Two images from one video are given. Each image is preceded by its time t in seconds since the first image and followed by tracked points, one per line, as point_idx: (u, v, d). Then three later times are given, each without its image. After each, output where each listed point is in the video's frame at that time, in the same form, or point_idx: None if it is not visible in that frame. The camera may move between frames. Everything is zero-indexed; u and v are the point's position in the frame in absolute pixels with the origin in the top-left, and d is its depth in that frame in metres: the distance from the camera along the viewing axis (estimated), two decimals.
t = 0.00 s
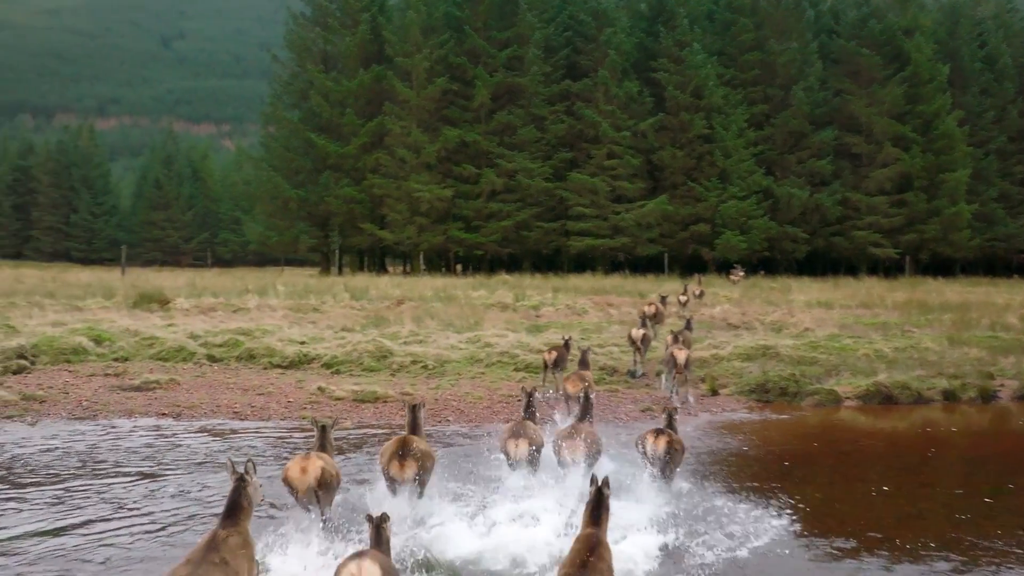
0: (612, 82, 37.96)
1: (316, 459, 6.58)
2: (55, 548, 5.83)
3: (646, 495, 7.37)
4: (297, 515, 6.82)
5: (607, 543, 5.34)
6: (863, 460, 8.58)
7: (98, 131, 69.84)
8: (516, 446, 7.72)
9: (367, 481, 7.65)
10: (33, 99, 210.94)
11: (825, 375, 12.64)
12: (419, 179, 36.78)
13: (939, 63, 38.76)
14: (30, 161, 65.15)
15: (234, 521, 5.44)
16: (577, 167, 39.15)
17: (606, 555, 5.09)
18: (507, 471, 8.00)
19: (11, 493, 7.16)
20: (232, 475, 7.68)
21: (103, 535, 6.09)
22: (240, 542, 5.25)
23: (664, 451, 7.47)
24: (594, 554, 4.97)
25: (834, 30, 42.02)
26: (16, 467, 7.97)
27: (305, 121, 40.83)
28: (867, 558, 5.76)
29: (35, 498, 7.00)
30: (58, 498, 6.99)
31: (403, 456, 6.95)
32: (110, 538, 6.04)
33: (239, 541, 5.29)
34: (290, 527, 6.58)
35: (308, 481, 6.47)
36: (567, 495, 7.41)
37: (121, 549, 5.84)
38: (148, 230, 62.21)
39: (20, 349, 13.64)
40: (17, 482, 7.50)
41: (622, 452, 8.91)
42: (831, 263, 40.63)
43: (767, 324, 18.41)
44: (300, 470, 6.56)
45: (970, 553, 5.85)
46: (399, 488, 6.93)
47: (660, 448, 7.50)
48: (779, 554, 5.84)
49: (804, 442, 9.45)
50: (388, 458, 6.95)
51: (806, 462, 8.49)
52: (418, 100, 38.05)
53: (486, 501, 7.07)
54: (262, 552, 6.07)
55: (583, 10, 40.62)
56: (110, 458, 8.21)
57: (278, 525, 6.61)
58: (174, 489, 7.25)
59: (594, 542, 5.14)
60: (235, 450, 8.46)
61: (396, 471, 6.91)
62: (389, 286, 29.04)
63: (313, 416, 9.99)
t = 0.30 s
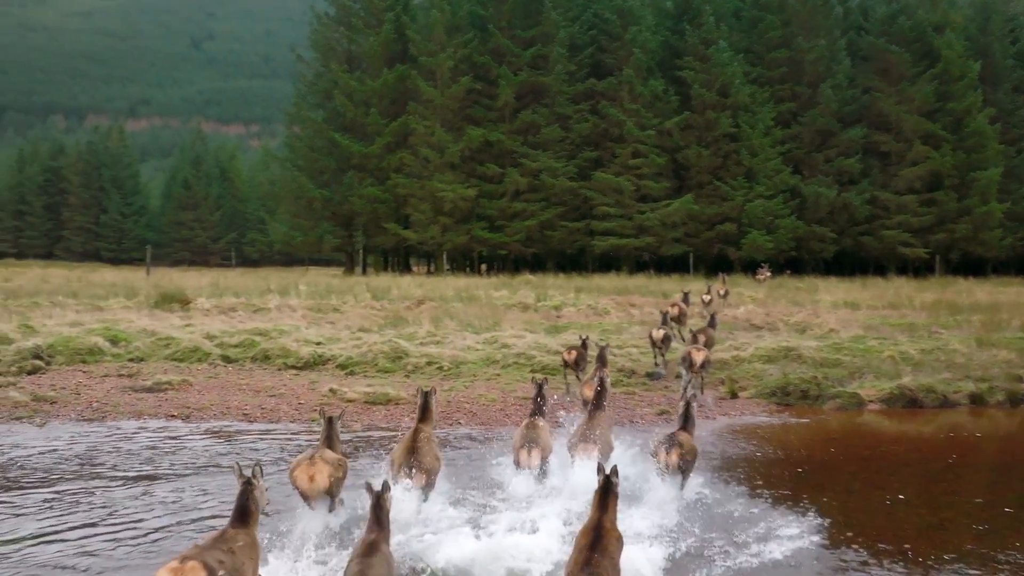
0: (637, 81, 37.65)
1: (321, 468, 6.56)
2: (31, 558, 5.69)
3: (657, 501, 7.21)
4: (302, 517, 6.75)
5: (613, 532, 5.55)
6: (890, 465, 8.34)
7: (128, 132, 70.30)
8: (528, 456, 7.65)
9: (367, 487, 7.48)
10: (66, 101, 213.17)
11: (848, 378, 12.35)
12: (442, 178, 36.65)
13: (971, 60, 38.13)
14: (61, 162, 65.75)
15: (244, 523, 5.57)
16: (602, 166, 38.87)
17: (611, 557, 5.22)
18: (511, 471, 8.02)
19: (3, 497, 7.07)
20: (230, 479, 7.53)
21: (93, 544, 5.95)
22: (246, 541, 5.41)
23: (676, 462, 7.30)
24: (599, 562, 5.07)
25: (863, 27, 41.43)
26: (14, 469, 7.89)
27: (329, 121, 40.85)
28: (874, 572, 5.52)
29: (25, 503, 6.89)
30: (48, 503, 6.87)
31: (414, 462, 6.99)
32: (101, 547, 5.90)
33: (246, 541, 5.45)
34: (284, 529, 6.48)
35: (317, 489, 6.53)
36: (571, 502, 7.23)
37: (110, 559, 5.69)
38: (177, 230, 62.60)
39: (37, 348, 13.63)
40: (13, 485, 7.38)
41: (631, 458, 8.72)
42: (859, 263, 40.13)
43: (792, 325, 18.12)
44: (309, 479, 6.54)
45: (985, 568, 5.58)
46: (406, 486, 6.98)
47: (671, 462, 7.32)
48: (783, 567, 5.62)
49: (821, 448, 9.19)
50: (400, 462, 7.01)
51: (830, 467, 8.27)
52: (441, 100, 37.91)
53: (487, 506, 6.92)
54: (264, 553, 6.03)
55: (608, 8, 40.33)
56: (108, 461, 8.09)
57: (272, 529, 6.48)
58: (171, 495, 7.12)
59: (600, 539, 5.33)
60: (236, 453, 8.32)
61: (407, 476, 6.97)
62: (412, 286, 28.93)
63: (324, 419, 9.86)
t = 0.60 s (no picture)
0: (659, 79, 37.33)
1: (325, 474, 6.65)
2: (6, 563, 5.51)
3: (664, 509, 7.04)
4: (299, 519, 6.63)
5: (620, 522, 5.74)
6: (908, 471, 8.09)
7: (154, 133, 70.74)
8: (534, 449, 7.70)
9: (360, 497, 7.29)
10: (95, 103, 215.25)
11: (869, 381, 12.05)
12: (463, 178, 36.49)
13: (999, 57, 37.53)
14: (87, 163, 66.22)
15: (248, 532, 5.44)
16: (624, 165, 38.58)
17: (616, 542, 5.41)
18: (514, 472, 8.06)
19: None
20: (224, 484, 7.36)
21: (74, 549, 5.78)
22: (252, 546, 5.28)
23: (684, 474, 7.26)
24: (605, 542, 5.28)
25: (889, 25, 40.92)
26: (7, 469, 7.76)
27: (350, 121, 40.82)
28: None
29: (11, 504, 6.73)
30: (35, 505, 6.72)
31: (422, 461, 7.16)
32: (83, 552, 5.73)
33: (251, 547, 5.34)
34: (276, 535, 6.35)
35: (321, 494, 6.57)
36: (573, 511, 7.03)
37: (90, 565, 5.51)
38: (201, 230, 62.88)
39: (48, 349, 13.58)
40: (2, 486, 7.23)
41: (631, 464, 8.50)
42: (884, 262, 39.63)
43: (812, 326, 17.81)
44: (313, 485, 6.60)
45: None
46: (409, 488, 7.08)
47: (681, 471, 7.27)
48: None
49: (837, 452, 8.97)
50: (407, 458, 7.20)
51: (845, 473, 8.03)
52: (462, 99, 37.76)
53: (487, 512, 6.75)
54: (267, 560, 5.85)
55: (630, 6, 40.02)
56: (103, 462, 7.94)
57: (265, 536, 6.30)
58: (163, 500, 6.94)
59: (607, 521, 5.54)
60: (234, 458, 8.15)
61: (413, 474, 7.10)
62: (433, 286, 28.78)
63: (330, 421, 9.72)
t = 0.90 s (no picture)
0: (680, 77, 37.01)
1: (328, 473, 6.68)
2: None
3: (669, 515, 6.87)
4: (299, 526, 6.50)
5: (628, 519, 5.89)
6: (926, 479, 7.82)
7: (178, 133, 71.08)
8: (538, 429, 7.95)
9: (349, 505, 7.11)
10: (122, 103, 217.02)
11: (888, 384, 11.78)
12: (482, 177, 36.33)
13: None
14: (111, 163, 66.62)
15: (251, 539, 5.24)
16: (644, 164, 38.29)
17: (622, 531, 5.57)
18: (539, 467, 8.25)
19: None
20: (214, 489, 7.17)
21: (50, 554, 5.61)
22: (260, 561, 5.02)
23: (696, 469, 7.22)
24: (612, 529, 5.48)
25: (914, 21, 40.37)
26: None
27: (370, 120, 40.75)
28: None
29: None
30: (17, 509, 6.56)
31: (428, 444, 7.21)
32: (57, 559, 5.52)
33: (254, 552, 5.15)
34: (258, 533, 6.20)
35: (326, 495, 6.58)
36: (575, 515, 6.88)
37: (63, 572, 5.30)
38: (224, 230, 63.08)
39: (59, 349, 13.52)
40: None
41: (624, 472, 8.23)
42: (908, 262, 39.14)
43: (833, 327, 17.51)
44: (318, 484, 6.62)
45: None
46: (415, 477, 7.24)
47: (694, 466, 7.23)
48: None
49: (851, 457, 8.73)
50: (415, 443, 7.25)
51: (862, 481, 7.76)
52: (482, 98, 37.57)
53: (481, 518, 6.64)
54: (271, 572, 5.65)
55: (650, 4, 39.68)
56: (94, 466, 7.80)
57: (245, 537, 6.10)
58: (150, 503, 6.77)
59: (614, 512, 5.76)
60: (227, 463, 7.96)
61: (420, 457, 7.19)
62: (451, 286, 28.62)
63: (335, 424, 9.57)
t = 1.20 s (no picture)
0: (699, 75, 36.69)
1: (334, 457, 6.78)
2: None
3: (672, 521, 6.69)
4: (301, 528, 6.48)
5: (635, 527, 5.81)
6: (946, 486, 7.54)
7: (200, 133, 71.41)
8: (542, 422, 8.16)
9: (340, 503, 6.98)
10: (146, 104, 218.44)
11: (906, 387, 11.49)
12: (500, 176, 36.16)
13: None
14: (134, 164, 66.93)
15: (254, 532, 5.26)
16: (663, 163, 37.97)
17: (630, 530, 5.59)
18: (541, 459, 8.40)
19: None
20: (204, 493, 7.05)
21: (26, 561, 5.49)
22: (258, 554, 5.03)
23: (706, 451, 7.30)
24: (622, 525, 5.49)
25: (938, 18, 39.80)
26: None
27: (388, 119, 40.67)
28: None
29: None
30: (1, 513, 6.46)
31: (437, 431, 7.38)
32: (34, 566, 5.41)
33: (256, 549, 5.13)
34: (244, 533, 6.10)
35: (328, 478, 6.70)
36: (575, 520, 6.72)
37: None
38: (246, 230, 63.20)
39: (68, 349, 13.46)
40: None
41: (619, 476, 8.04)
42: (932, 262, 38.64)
43: (853, 327, 17.20)
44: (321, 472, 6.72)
45: None
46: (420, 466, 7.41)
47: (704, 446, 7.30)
48: None
49: (864, 462, 8.50)
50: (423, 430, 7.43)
51: (876, 487, 7.50)
52: (500, 98, 37.42)
53: (472, 524, 6.50)
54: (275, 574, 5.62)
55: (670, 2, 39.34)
56: (86, 469, 7.69)
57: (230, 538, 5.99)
58: (137, 507, 6.66)
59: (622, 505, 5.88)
60: (221, 466, 7.84)
61: (428, 441, 7.39)
62: (468, 286, 28.46)
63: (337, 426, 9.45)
